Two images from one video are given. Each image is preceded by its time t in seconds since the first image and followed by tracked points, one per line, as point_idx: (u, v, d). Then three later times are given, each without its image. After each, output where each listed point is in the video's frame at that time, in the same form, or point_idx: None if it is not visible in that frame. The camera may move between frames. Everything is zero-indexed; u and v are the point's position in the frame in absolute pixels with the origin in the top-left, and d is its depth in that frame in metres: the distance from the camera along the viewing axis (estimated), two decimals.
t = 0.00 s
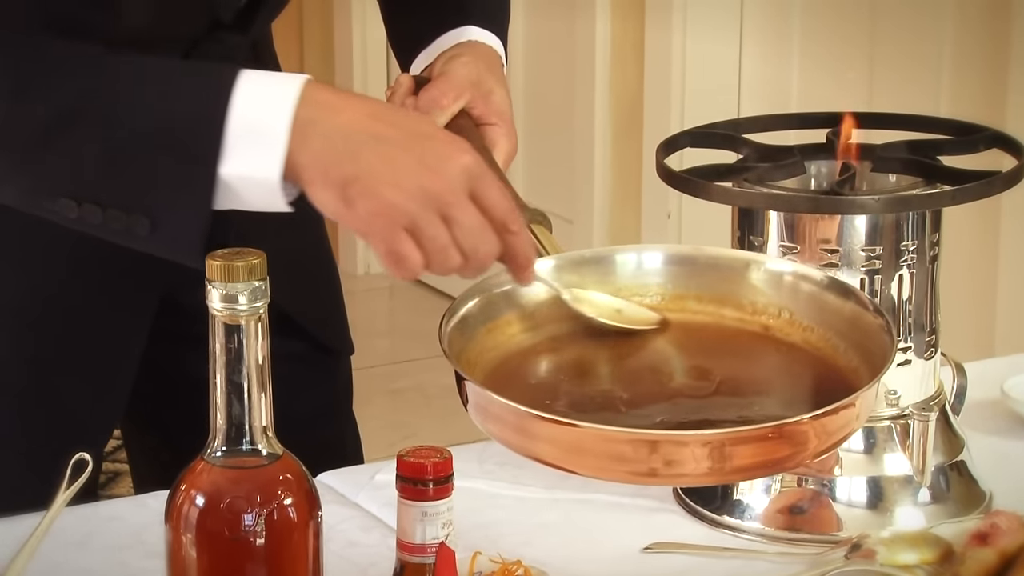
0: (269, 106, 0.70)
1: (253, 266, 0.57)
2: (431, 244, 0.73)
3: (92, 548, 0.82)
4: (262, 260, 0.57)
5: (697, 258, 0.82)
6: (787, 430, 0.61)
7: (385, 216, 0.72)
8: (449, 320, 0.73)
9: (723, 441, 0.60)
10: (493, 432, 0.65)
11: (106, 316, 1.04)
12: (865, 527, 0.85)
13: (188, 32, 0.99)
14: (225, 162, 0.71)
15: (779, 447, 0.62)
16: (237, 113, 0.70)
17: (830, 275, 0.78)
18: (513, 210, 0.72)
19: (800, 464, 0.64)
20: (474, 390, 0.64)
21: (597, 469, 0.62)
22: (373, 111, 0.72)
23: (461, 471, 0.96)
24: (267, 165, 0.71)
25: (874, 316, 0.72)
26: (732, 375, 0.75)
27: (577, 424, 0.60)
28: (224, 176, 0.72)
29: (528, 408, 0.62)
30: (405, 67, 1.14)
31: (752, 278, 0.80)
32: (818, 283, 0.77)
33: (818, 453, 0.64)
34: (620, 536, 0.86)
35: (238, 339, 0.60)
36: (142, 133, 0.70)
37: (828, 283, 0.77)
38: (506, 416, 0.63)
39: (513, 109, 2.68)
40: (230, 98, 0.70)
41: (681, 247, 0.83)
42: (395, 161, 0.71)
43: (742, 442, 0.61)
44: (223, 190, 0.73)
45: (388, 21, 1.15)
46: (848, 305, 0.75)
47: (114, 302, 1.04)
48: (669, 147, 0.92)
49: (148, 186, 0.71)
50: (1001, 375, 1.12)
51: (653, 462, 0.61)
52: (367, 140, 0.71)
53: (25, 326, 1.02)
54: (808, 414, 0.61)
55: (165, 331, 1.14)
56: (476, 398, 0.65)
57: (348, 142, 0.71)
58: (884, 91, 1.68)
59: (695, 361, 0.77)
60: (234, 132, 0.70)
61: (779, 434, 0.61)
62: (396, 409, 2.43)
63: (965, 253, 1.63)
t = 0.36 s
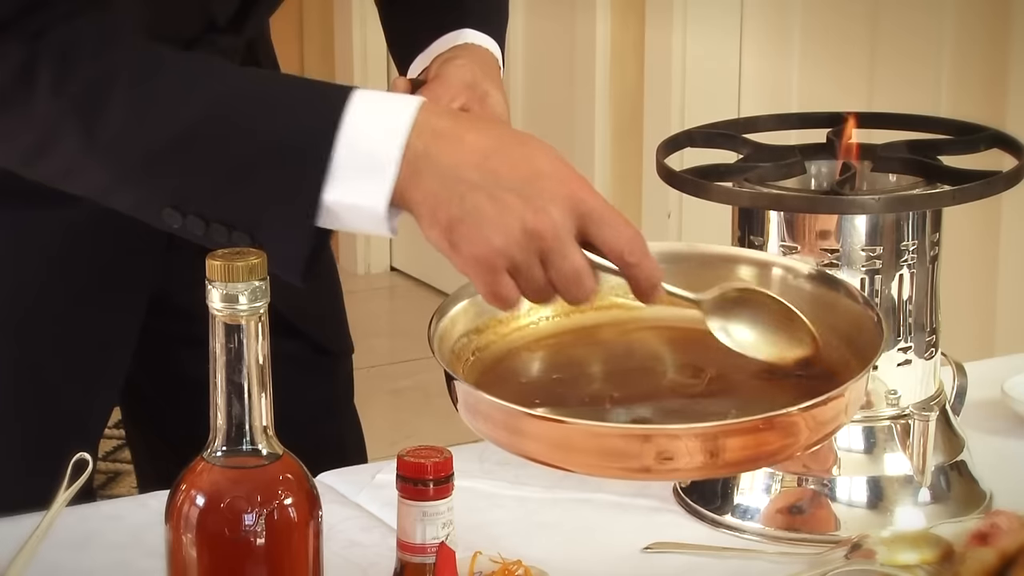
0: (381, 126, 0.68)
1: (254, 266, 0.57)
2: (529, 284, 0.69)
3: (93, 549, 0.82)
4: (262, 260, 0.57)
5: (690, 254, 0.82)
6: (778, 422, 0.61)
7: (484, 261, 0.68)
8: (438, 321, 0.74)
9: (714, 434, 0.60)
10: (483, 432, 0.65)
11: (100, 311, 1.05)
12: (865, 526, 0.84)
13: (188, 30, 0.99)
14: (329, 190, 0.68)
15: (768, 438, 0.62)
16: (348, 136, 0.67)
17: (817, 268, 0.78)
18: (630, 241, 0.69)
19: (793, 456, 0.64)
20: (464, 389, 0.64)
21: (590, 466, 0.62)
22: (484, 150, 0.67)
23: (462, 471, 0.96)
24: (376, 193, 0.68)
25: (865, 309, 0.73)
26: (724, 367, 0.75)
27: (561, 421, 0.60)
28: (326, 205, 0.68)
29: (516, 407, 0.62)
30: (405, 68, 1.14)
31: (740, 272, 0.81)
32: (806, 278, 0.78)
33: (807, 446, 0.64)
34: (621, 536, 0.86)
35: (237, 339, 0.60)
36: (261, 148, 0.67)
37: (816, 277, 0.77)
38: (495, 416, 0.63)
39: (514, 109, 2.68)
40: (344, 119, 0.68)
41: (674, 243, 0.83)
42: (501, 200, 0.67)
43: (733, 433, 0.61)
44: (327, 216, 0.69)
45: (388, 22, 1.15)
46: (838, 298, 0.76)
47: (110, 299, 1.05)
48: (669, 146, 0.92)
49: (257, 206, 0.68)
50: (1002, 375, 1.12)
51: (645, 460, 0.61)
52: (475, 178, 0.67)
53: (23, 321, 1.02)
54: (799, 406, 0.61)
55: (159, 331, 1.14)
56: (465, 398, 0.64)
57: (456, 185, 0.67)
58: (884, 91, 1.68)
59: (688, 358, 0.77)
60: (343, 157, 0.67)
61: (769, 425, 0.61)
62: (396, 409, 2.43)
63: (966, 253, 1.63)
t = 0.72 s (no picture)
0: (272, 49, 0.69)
1: (254, 266, 0.57)
2: (439, 200, 0.76)
3: (92, 549, 0.82)
4: (262, 259, 0.57)
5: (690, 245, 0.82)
6: (777, 402, 0.61)
7: (398, 173, 0.74)
8: (443, 307, 0.74)
9: (714, 414, 0.60)
10: (487, 415, 0.65)
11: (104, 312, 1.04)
12: (866, 526, 0.84)
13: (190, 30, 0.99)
14: (225, 102, 0.68)
15: (770, 417, 0.62)
16: (241, 56, 0.68)
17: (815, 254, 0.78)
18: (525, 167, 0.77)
19: (794, 438, 0.64)
20: (466, 371, 0.64)
21: (592, 447, 0.62)
22: (386, 64, 0.72)
23: (462, 470, 0.96)
24: (273, 107, 0.69)
25: (864, 292, 0.73)
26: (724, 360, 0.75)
27: (562, 400, 0.60)
28: (224, 117, 0.69)
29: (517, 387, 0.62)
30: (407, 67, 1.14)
31: (740, 261, 0.81)
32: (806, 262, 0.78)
33: (808, 429, 0.64)
34: (621, 536, 0.86)
35: (238, 339, 0.60)
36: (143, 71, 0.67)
37: (814, 262, 0.77)
38: (497, 397, 0.63)
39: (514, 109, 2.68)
40: (230, 42, 0.68)
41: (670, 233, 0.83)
42: (415, 119, 0.73)
43: (734, 410, 0.61)
44: (224, 138, 0.70)
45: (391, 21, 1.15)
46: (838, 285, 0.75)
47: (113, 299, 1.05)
48: (670, 146, 0.92)
49: (147, 133, 0.68)
50: (1001, 375, 1.12)
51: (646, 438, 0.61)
52: (387, 92, 0.72)
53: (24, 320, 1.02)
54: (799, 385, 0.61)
55: (162, 333, 1.15)
56: (467, 379, 0.64)
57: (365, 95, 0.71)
58: (885, 91, 1.68)
59: (689, 347, 0.77)
60: (234, 75, 0.68)
61: (768, 404, 0.61)
62: (396, 408, 2.43)
63: (966, 253, 1.63)
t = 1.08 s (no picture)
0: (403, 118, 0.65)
1: (254, 266, 0.57)
2: (554, 273, 0.67)
3: (92, 549, 0.82)
4: (262, 260, 0.57)
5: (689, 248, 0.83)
6: (777, 408, 0.61)
7: (503, 247, 0.65)
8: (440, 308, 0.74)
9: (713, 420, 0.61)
10: (484, 418, 0.65)
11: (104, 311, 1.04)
12: (866, 526, 0.84)
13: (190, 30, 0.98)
14: (351, 175, 0.66)
15: (771, 422, 0.62)
16: (363, 125, 0.65)
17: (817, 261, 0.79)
18: (650, 235, 0.65)
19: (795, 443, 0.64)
20: (464, 373, 0.64)
21: (591, 450, 0.62)
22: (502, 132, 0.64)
23: (462, 471, 0.96)
24: (394, 180, 0.66)
25: (865, 299, 0.73)
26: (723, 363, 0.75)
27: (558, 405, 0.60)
28: (347, 190, 0.66)
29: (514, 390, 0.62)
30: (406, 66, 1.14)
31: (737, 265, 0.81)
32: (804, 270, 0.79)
33: (809, 432, 0.64)
34: (621, 536, 0.86)
35: (238, 339, 0.60)
36: (276, 136, 0.65)
37: (813, 269, 0.78)
38: (493, 400, 0.63)
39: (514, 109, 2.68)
40: (360, 107, 0.65)
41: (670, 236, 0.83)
42: (521, 186, 0.64)
43: (734, 415, 0.61)
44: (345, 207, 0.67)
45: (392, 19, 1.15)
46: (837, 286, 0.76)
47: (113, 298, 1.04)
48: (669, 146, 0.92)
49: (272, 194, 0.66)
50: (1002, 375, 1.12)
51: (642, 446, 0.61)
52: (499, 164, 0.64)
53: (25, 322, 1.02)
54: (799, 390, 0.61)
55: (161, 329, 1.14)
56: (465, 381, 0.65)
57: (472, 168, 0.64)
58: (885, 92, 1.68)
59: (684, 347, 0.77)
60: (360, 145, 0.65)
61: (769, 408, 0.61)
62: (396, 408, 2.43)
63: (966, 253, 1.63)
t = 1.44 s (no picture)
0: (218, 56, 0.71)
1: (254, 266, 0.57)
2: (370, 198, 0.76)
3: (92, 549, 0.81)
4: (262, 260, 0.57)
5: (699, 259, 0.82)
6: (787, 422, 0.61)
7: (325, 168, 0.74)
8: (452, 317, 0.74)
9: (723, 433, 0.60)
10: (495, 427, 0.65)
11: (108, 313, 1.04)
12: (866, 526, 0.84)
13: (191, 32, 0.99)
14: (168, 108, 0.71)
15: (782, 436, 0.61)
16: (184, 63, 0.71)
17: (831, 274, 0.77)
18: (464, 171, 0.75)
19: (803, 456, 0.63)
20: (474, 381, 0.64)
21: (598, 461, 0.62)
22: (328, 65, 0.73)
23: (462, 471, 0.96)
24: (209, 113, 0.72)
25: (874, 312, 0.72)
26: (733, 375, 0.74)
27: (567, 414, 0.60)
28: (166, 122, 0.72)
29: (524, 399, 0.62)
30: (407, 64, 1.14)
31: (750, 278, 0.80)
32: (818, 283, 0.77)
33: (822, 446, 0.63)
34: (622, 536, 0.86)
35: (238, 339, 0.60)
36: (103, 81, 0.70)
37: (828, 282, 0.77)
38: (504, 408, 0.63)
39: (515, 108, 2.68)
40: (176, 49, 0.71)
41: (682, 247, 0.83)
42: (344, 115, 0.73)
43: (745, 429, 0.61)
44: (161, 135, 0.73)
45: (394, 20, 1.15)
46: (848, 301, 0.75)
47: (115, 302, 1.04)
48: (670, 146, 0.92)
49: (93, 134, 0.71)
50: (1002, 375, 1.12)
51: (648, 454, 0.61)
52: (319, 93, 0.72)
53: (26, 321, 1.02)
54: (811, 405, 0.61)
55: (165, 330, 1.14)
56: (475, 389, 0.65)
57: (296, 94, 0.72)
58: (885, 92, 1.68)
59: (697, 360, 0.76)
60: (178, 82, 0.71)
61: (780, 422, 0.61)
62: (397, 409, 2.43)
63: (966, 253, 1.63)
